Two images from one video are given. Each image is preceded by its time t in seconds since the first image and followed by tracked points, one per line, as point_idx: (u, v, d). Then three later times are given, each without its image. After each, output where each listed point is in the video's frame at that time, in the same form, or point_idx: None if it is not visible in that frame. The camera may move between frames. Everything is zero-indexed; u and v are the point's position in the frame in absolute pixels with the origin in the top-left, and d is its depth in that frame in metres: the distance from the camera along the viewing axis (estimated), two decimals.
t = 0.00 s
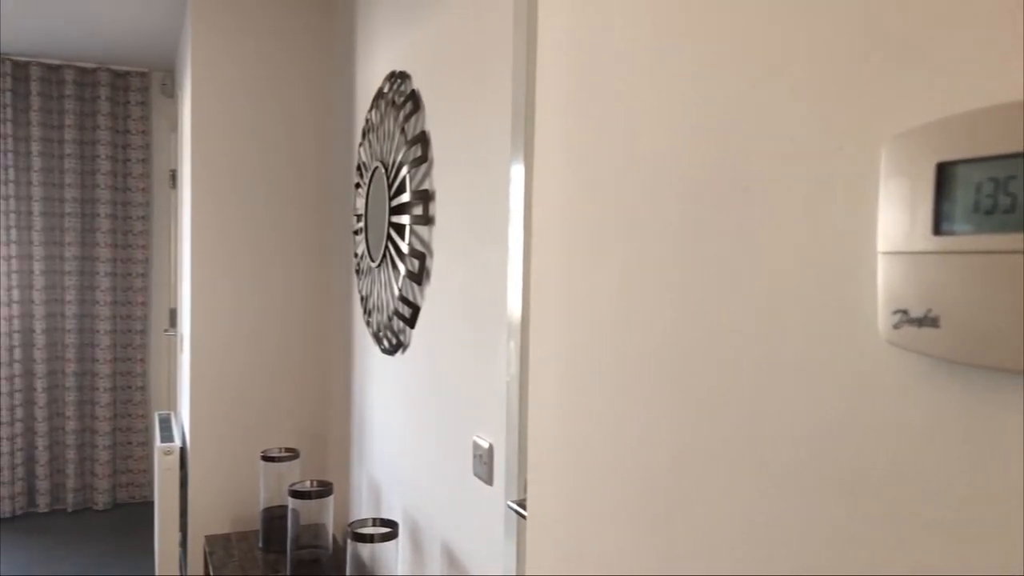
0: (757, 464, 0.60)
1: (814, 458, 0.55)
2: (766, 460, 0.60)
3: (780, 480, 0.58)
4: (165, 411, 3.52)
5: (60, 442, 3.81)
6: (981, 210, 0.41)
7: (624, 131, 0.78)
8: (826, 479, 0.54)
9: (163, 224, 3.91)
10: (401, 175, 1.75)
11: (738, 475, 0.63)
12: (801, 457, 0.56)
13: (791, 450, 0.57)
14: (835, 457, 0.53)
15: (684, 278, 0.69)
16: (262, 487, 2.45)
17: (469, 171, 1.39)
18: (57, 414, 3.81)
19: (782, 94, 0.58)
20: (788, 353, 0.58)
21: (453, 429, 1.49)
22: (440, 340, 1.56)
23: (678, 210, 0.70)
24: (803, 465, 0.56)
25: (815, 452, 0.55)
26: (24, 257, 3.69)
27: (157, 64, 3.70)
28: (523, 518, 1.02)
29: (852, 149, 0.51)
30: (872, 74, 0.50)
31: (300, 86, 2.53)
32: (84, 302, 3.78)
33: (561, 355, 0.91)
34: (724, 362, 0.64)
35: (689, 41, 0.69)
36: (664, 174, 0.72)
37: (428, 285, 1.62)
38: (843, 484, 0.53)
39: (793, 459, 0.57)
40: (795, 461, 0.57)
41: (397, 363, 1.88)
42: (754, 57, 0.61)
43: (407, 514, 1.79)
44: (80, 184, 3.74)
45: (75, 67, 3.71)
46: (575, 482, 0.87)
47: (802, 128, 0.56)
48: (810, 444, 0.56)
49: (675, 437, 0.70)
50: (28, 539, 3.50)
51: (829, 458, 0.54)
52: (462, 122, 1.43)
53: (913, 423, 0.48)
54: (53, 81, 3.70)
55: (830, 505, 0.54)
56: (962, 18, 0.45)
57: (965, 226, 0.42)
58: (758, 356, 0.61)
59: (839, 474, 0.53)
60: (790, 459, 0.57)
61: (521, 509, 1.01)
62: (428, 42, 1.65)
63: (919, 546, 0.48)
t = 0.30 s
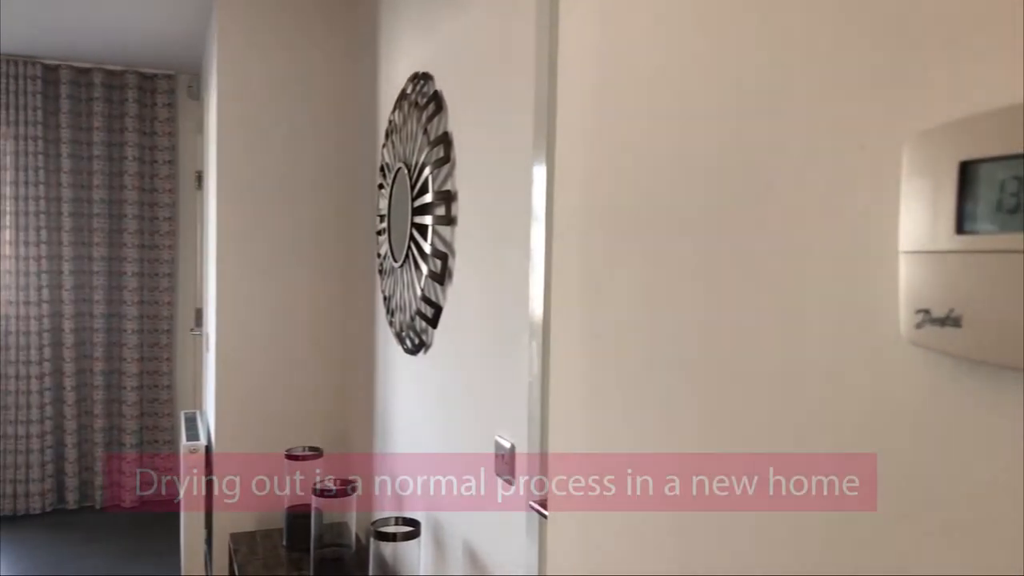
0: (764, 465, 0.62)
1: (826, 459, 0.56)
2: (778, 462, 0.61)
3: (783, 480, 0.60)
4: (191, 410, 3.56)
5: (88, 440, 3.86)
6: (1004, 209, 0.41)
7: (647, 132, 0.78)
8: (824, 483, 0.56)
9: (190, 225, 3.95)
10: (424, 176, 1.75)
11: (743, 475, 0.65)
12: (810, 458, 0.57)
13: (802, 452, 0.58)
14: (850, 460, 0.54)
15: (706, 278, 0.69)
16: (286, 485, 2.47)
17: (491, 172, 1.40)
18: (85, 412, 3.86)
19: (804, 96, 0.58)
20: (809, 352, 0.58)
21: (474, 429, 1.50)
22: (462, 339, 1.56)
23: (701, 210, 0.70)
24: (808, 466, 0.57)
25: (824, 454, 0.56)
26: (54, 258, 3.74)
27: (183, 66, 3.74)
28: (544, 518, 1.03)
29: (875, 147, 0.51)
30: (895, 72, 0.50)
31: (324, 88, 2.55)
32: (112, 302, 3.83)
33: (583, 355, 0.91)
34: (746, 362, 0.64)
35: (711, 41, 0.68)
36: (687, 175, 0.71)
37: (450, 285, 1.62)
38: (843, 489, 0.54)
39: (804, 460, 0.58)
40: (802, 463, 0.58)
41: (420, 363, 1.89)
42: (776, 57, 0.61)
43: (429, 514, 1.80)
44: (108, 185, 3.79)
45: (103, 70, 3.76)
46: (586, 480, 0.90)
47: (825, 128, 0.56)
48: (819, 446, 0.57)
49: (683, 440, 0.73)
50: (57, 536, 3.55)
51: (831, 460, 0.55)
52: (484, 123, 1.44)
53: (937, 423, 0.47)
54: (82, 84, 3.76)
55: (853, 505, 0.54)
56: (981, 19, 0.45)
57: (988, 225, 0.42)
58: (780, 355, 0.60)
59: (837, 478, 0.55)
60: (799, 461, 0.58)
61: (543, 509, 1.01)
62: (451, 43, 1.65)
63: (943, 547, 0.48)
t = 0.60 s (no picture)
0: (764, 465, 0.64)
1: (830, 459, 0.57)
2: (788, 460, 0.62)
3: (784, 480, 0.62)
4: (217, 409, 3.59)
5: (115, 438, 3.91)
6: None
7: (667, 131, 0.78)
8: (825, 484, 0.58)
9: (215, 225, 3.98)
10: (447, 176, 1.76)
11: (746, 475, 0.67)
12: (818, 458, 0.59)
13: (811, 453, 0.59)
14: (858, 460, 0.55)
15: (725, 279, 0.69)
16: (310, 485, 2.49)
17: (514, 171, 1.40)
18: (112, 410, 3.91)
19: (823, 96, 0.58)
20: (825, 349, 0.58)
21: (495, 429, 1.52)
22: (485, 339, 1.56)
23: (721, 210, 0.70)
24: (811, 466, 0.59)
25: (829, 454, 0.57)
26: (82, 258, 3.79)
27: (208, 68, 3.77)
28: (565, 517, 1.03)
29: (897, 147, 0.51)
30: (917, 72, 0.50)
31: (347, 89, 2.56)
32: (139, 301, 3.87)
33: (605, 355, 0.91)
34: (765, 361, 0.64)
35: (731, 41, 0.69)
36: (707, 175, 0.72)
37: (473, 285, 1.63)
38: (843, 488, 0.56)
39: (812, 459, 0.59)
40: (806, 463, 0.60)
41: (443, 362, 1.89)
42: (795, 58, 0.61)
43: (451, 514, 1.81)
44: (135, 186, 3.84)
45: (131, 72, 3.81)
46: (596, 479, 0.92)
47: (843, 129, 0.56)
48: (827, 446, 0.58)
49: (691, 441, 0.75)
50: (85, 532, 3.60)
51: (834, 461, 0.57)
52: (507, 124, 1.44)
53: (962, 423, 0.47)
54: (110, 87, 3.81)
55: (875, 505, 0.54)
56: (1004, 18, 0.45)
57: (1014, 223, 0.41)
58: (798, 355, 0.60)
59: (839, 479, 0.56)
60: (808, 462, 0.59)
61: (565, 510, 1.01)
62: (473, 43, 1.66)
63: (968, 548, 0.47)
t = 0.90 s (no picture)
0: (765, 465, 0.66)
1: (834, 459, 0.58)
2: (792, 460, 0.63)
3: (784, 480, 0.64)
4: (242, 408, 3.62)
5: (143, 436, 3.96)
6: None
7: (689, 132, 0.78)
8: (826, 485, 0.59)
9: (241, 226, 4.02)
10: (469, 177, 1.77)
11: (746, 475, 0.69)
12: (821, 459, 0.60)
13: (814, 452, 0.61)
14: (858, 461, 0.56)
15: (749, 280, 0.69)
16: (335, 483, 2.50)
17: (537, 170, 1.40)
18: (139, 409, 3.95)
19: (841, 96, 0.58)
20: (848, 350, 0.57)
21: (517, 428, 1.52)
22: (507, 339, 1.56)
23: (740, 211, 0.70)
24: (811, 467, 0.60)
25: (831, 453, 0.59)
26: (110, 258, 3.84)
27: (234, 70, 3.81)
28: (587, 518, 1.03)
29: (923, 146, 0.51)
30: (945, 72, 0.49)
31: (370, 90, 2.58)
32: (165, 301, 3.92)
33: (627, 356, 0.91)
34: (789, 363, 0.64)
35: (754, 41, 0.69)
36: (728, 176, 0.72)
37: (495, 285, 1.63)
38: (842, 488, 0.57)
39: (815, 460, 0.60)
40: (808, 464, 0.61)
41: (465, 362, 1.90)
42: (814, 59, 0.61)
43: (473, 514, 1.82)
44: (162, 187, 3.88)
45: (158, 75, 3.85)
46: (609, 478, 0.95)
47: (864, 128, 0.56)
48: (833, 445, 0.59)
49: (693, 442, 0.78)
50: (112, 529, 3.65)
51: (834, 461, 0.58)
52: (530, 123, 1.44)
53: (992, 426, 0.46)
54: (137, 89, 3.85)
55: (901, 508, 0.53)
56: None
57: None
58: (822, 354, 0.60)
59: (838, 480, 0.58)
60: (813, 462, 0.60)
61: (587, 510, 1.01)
62: (495, 44, 1.66)
63: (1001, 552, 0.47)
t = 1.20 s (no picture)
0: (766, 465, 0.68)
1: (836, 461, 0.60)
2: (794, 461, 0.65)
3: (784, 480, 0.66)
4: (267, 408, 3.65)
5: (168, 434, 4.00)
6: None
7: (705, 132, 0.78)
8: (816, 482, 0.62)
9: (265, 226, 4.05)
10: (492, 177, 1.77)
11: (746, 475, 0.72)
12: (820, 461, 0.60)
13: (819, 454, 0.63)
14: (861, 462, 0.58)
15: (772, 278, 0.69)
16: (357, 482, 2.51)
17: (558, 170, 1.41)
18: (166, 408, 4.00)
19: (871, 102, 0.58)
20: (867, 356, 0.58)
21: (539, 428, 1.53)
22: (530, 338, 1.56)
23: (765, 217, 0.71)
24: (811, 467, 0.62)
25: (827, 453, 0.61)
26: (137, 258, 3.89)
27: (258, 71, 3.84)
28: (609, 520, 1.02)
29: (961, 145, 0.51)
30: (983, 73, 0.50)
31: (393, 90, 2.59)
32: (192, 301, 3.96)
33: (649, 361, 0.91)
34: (817, 361, 0.64)
35: (779, 42, 0.69)
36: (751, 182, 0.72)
37: (518, 285, 1.64)
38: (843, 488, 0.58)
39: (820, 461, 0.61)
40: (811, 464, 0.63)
41: (487, 363, 1.91)
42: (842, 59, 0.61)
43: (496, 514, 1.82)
44: (188, 188, 3.92)
45: (184, 77, 3.89)
46: (618, 477, 0.96)
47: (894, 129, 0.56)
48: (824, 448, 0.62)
49: (704, 442, 0.80)
50: (140, 526, 3.69)
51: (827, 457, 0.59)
52: (553, 122, 1.44)
53: None
54: (164, 91, 3.89)
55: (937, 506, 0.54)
56: None
57: None
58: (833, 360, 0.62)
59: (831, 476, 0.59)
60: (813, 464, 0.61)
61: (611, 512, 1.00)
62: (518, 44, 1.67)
63: None
